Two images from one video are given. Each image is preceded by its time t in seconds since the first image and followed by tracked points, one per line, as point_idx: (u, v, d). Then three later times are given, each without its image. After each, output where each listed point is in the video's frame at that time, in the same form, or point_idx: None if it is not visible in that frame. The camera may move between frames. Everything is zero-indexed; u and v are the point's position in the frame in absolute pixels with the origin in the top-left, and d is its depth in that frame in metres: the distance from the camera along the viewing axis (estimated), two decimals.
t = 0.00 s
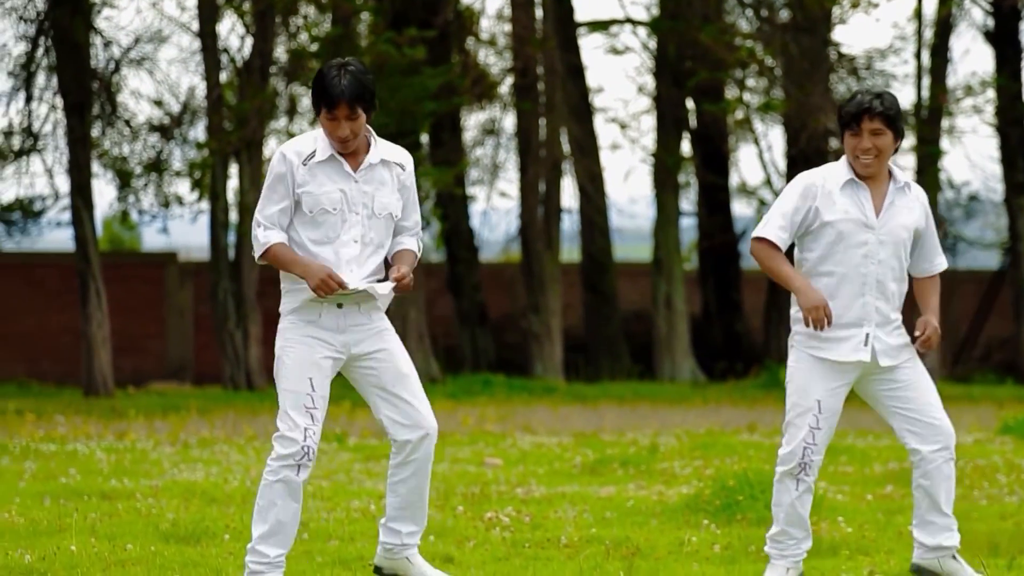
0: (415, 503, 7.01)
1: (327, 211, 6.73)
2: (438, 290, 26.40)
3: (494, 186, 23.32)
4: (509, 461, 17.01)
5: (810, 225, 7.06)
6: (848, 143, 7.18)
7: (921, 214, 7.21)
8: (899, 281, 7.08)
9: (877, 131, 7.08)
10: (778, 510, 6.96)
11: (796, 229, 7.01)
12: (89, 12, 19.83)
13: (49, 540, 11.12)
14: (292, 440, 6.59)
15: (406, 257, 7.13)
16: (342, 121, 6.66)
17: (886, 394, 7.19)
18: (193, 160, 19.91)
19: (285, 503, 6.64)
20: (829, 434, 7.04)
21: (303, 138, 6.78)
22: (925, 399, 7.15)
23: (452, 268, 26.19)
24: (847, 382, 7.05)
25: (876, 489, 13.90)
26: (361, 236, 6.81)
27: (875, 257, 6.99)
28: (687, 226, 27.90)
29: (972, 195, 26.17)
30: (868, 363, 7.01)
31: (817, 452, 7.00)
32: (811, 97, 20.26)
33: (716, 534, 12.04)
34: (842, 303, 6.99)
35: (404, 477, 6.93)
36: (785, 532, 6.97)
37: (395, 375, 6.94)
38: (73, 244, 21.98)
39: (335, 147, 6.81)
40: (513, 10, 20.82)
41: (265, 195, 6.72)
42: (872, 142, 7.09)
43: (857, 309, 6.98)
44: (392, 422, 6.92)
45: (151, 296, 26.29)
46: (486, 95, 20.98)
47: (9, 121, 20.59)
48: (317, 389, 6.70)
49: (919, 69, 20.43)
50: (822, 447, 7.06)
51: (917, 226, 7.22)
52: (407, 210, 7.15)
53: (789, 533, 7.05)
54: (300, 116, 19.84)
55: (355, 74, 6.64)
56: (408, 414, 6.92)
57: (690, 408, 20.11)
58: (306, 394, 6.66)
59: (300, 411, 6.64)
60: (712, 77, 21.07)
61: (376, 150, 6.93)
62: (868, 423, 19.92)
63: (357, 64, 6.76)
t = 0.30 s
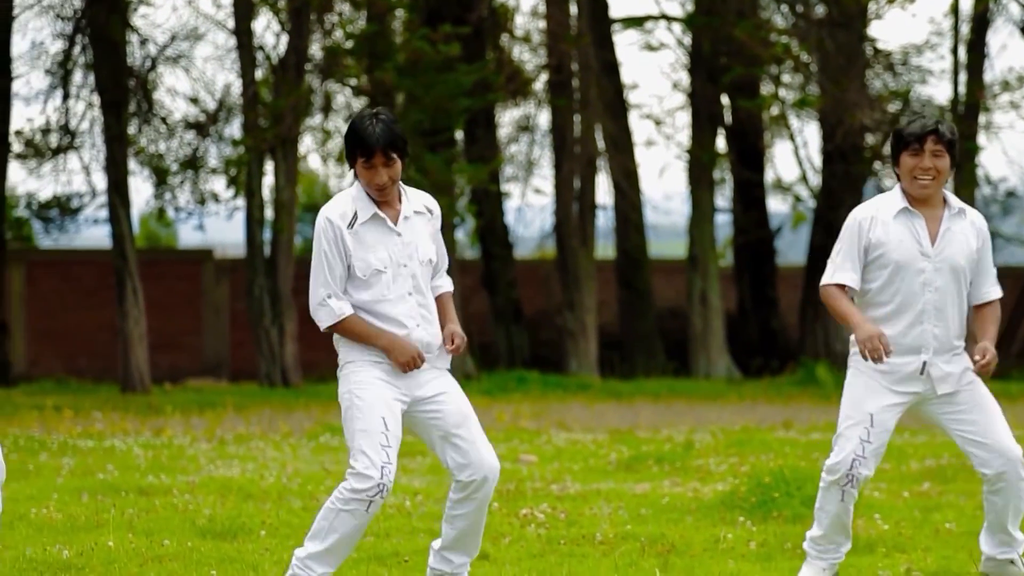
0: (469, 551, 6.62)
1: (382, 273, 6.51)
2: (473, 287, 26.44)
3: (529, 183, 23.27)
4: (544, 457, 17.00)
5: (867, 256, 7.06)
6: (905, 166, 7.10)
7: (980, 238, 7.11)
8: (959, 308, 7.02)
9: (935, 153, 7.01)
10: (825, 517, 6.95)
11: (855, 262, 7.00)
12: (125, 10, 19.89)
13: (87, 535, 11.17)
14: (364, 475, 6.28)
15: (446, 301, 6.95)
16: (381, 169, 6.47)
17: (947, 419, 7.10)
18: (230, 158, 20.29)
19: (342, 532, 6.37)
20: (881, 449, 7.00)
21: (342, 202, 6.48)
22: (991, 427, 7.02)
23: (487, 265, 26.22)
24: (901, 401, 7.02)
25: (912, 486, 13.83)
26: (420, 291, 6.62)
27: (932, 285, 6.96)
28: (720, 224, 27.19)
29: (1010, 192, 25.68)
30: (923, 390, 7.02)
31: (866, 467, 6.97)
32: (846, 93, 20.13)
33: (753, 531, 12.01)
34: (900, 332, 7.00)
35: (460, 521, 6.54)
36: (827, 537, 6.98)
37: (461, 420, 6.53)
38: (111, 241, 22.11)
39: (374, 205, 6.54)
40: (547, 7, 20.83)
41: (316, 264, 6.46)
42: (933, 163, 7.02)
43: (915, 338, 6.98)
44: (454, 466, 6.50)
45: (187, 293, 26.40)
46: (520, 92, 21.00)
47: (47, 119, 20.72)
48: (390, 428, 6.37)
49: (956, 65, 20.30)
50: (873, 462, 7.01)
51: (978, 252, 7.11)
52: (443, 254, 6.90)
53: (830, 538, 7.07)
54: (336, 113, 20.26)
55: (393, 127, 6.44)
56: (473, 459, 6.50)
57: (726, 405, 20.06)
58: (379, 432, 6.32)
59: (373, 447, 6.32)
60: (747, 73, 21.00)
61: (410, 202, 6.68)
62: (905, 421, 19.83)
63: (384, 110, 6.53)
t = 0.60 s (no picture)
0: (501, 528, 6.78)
1: (406, 230, 6.80)
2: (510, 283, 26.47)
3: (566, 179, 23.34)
4: (581, 454, 16.98)
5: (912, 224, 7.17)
6: (944, 129, 7.06)
7: None
8: (1013, 262, 6.94)
9: (973, 115, 6.97)
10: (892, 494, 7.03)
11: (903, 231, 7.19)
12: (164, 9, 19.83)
13: (127, 531, 11.21)
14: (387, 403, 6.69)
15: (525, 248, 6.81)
16: (441, 127, 6.59)
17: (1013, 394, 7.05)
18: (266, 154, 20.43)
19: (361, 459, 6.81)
20: (946, 425, 7.04)
21: (381, 158, 6.86)
22: None
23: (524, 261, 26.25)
24: (963, 373, 7.03)
25: (952, 484, 13.74)
26: (448, 246, 6.78)
27: (977, 244, 6.94)
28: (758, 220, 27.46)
29: None
30: (988, 350, 6.95)
31: (932, 444, 7.03)
32: (885, 90, 20.02)
33: (790, 528, 11.96)
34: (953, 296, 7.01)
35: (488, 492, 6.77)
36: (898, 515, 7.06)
37: (486, 397, 6.78)
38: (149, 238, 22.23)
39: (414, 164, 6.81)
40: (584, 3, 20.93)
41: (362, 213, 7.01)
42: (972, 126, 6.98)
43: (967, 300, 6.97)
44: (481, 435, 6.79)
45: (225, 290, 26.50)
46: (557, 89, 21.02)
47: (86, 116, 20.84)
48: (408, 361, 6.81)
49: (996, 60, 20.17)
50: (941, 441, 7.06)
51: None
52: (511, 202, 6.86)
53: (901, 520, 7.12)
54: (372, 109, 20.36)
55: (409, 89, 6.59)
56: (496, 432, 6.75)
57: (764, 401, 19.98)
58: (395, 359, 6.81)
59: (389, 378, 6.76)
60: (785, 69, 20.94)
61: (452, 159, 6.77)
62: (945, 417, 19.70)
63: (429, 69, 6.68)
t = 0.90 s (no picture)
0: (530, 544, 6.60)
1: (427, 257, 6.63)
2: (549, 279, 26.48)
3: (604, 175, 23.51)
4: (620, 450, 16.95)
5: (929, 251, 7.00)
6: (962, 157, 6.93)
7: None
8: None
9: (992, 144, 6.84)
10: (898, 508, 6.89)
11: (921, 260, 7.01)
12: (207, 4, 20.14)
13: (168, 526, 11.27)
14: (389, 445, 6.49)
15: (531, 319, 6.55)
16: (445, 139, 6.51)
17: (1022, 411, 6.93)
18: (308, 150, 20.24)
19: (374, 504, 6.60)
20: (952, 437, 6.88)
21: (421, 183, 6.76)
22: None
23: (563, 257, 26.27)
24: (973, 389, 6.88)
25: (994, 480, 13.63)
26: (463, 283, 6.58)
27: (992, 275, 6.84)
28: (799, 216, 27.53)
29: None
30: (996, 379, 6.88)
31: (938, 453, 6.86)
32: (926, 84, 19.96)
33: (830, 524, 11.92)
34: (967, 326, 6.92)
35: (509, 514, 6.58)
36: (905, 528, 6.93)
37: (500, 426, 6.52)
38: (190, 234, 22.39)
39: (448, 190, 6.67)
40: None
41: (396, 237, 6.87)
42: (988, 154, 6.85)
43: (983, 331, 6.87)
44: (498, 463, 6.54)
45: (265, 286, 26.64)
46: (596, 84, 21.23)
47: (128, 113, 21.02)
48: (415, 400, 6.59)
49: None
50: (946, 451, 6.91)
51: None
52: (534, 264, 6.62)
53: (909, 532, 7.00)
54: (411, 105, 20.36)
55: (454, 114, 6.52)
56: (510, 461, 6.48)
57: (803, 398, 19.89)
58: (401, 401, 6.59)
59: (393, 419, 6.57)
60: (825, 64, 20.90)
61: (485, 198, 6.62)
62: (987, 414, 19.57)
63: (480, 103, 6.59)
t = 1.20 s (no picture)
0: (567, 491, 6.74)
1: (464, 203, 6.52)
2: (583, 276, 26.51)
3: (640, 171, 23.54)
4: (656, 446, 16.93)
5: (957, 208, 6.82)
6: (998, 122, 6.87)
7: None
8: None
9: None
10: (934, 505, 6.88)
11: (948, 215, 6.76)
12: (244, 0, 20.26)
13: (204, 522, 11.28)
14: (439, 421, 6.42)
15: (557, 246, 7.02)
16: (471, 82, 6.52)
17: None
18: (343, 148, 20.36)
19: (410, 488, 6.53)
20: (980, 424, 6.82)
21: (446, 129, 6.60)
22: None
23: (598, 254, 26.26)
24: (998, 369, 6.78)
25: None
26: (500, 230, 6.58)
27: None
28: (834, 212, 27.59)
29: None
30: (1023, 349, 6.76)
31: (968, 444, 6.81)
32: (962, 79, 19.74)
33: (867, 521, 11.85)
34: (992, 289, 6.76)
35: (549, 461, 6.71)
36: (940, 526, 6.98)
37: (539, 360, 6.69)
38: (226, 231, 22.50)
39: (476, 134, 6.61)
40: None
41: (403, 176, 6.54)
42: None
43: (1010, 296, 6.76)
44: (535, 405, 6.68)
45: (301, 283, 26.74)
46: (632, 80, 21.25)
47: (165, 111, 21.12)
48: (457, 382, 6.48)
49: None
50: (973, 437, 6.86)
51: None
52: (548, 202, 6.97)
53: (937, 525, 7.03)
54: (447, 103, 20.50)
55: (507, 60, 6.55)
56: (554, 397, 6.66)
57: (839, 394, 19.81)
58: (444, 386, 6.45)
59: (439, 403, 6.45)
60: (862, 60, 20.91)
61: (517, 142, 6.71)
62: None
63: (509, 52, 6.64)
